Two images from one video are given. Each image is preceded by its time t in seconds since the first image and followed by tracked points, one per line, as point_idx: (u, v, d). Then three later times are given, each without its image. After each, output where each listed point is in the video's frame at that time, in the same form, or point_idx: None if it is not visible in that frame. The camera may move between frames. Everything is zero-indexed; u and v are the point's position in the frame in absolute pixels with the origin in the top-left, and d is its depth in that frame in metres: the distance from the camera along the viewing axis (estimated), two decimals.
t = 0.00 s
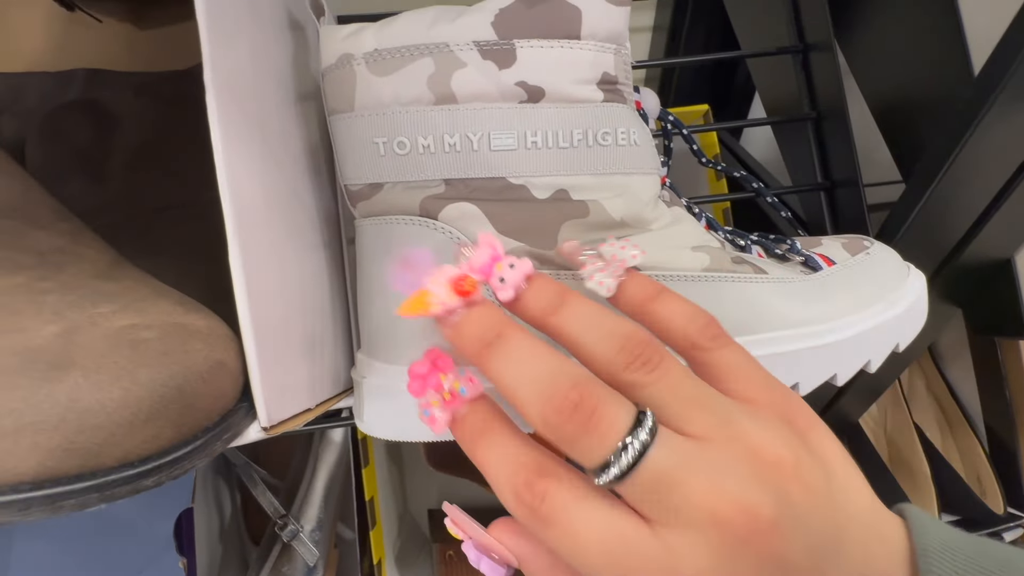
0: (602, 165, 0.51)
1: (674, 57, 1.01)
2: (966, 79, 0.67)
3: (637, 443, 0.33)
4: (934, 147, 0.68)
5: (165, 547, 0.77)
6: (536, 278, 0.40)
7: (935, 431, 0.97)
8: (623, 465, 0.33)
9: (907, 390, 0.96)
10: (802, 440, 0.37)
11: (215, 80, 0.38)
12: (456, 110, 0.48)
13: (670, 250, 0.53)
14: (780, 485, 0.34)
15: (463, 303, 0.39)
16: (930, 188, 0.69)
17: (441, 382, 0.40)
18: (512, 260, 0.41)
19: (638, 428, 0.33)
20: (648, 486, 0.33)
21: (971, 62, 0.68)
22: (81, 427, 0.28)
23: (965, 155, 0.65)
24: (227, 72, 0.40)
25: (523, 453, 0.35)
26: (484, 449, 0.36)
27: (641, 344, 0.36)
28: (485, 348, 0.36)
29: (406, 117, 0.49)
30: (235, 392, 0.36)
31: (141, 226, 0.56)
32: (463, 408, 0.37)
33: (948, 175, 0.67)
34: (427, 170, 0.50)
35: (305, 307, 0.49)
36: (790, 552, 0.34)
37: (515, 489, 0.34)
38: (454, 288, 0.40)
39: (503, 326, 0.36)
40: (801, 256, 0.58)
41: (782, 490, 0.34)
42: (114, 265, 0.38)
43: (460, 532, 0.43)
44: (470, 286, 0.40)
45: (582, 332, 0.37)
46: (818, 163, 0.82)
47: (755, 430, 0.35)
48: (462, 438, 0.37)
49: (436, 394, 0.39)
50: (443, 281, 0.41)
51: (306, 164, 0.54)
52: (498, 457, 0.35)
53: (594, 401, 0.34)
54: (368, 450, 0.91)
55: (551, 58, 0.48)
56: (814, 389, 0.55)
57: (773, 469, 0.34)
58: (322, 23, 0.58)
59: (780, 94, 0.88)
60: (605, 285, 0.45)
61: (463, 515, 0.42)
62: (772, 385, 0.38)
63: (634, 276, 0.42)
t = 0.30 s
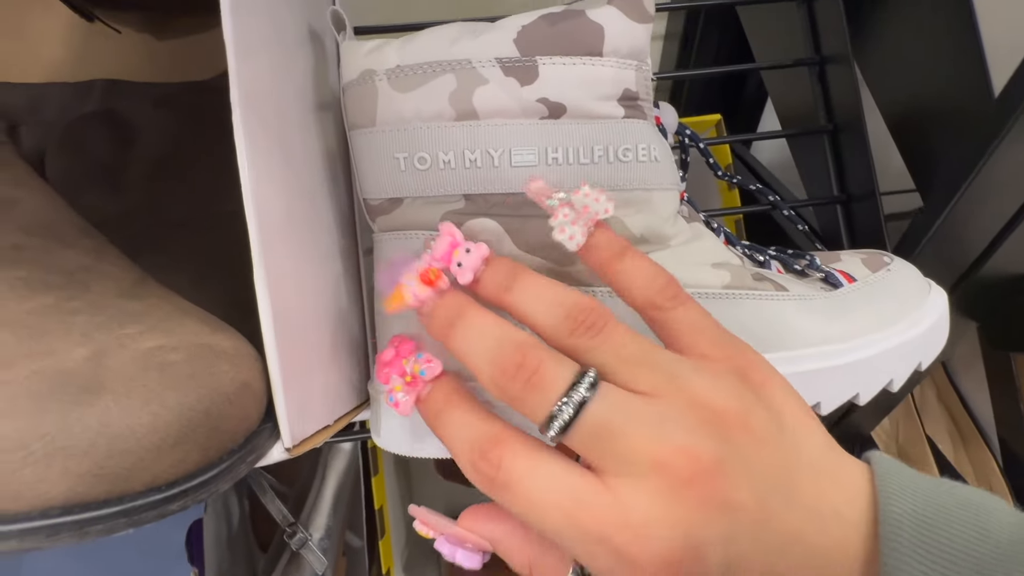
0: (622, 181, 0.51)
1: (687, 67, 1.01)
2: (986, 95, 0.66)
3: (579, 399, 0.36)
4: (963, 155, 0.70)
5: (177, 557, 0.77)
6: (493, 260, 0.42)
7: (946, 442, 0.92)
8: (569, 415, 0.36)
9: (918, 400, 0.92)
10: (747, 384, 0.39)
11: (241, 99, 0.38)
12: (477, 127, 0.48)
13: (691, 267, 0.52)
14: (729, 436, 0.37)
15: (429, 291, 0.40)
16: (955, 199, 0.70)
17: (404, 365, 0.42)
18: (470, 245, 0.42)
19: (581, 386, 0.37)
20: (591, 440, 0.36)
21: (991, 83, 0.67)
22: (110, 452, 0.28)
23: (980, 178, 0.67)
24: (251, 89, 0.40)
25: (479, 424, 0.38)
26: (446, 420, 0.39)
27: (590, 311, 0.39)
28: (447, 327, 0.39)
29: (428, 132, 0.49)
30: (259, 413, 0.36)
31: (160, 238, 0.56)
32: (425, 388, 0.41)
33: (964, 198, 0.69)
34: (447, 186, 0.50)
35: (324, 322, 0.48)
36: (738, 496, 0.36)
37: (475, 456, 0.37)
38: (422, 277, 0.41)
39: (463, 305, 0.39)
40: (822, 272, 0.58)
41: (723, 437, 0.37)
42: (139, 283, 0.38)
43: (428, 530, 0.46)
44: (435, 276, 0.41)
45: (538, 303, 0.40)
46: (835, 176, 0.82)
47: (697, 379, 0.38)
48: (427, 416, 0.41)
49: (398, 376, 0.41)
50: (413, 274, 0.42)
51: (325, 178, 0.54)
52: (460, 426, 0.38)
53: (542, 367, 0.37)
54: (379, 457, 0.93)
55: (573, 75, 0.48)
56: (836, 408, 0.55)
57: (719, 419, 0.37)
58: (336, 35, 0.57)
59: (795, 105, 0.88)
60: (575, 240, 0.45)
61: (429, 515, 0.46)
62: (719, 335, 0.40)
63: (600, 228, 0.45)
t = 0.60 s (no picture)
0: (626, 195, 0.49)
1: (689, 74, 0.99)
2: (998, 110, 0.66)
3: (605, 430, 0.34)
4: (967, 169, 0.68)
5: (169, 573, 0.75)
6: (503, 287, 0.41)
7: (949, 451, 0.87)
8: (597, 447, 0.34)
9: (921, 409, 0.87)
10: (766, 395, 0.36)
11: (232, 111, 0.37)
12: (477, 138, 0.47)
13: (697, 282, 0.51)
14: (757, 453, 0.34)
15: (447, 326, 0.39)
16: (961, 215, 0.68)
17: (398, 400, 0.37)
18: (478, 274, 0.41)
19: (604, 416, 0.34)
20: (627, 474, 0.33)
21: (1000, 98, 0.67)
22: (90, 487, 0.27)
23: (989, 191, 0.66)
24: (243, 101, 0.38)
25: (495, 466, 0.34)
26: (456, 462, 0.34)
27: (607, 335, 0.37)
28: (466, 362, 0.37)
29: (426, 144, 0.47)
30: (249, 440, 0.34)
31: (151, 250, 0.54)
32: (425, 423, 0.36)
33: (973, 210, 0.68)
34: (445, 199, 0.49)
35: (318, 339, 0.47)
36: (775, 521, 0.34)
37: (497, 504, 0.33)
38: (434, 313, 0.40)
39: (482, 339, 0.37)
40: (829, 286, 0.57)
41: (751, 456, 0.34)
42: (125, 303, 0.37)
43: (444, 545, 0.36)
44: (449, 311, 0.40)
45: (551, 329, 0.38)
46: (839, 185, 0.80)
47: (719, 398, 0.35)
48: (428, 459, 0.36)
49: (394, 413, 0.37)
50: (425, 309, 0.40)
51: (320, 189, 0.53)
52: (470, 465, 0.34)
53: (563, 398, 0.35)
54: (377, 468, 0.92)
55: (576, 86, 0.46)
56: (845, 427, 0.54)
57: (749, 439, 0.34)
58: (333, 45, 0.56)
59: (798, 112, 0.86)
60: (570, 270, 0.43)
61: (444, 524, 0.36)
62: (739, 349, 0.38)
63: (596, 254, 0.43)
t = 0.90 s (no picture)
0: (609, 201, 0.47)
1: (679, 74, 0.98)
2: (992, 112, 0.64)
3: (653, 487, 0.32)
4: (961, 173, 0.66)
5: None
6: (519, 311, 0.39)
7: (941, 453, 0.85)
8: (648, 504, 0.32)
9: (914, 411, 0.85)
10: (789, 425, 0.36)
11: (186, 115, 0.34)
12: (452, 143, 0.45)
13: (683, 291, 0.49)
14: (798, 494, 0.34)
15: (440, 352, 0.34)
16: (953, 218, 0.67)
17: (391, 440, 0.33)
18: (494, 296, 0.39)
19: (653, 473, 0.33)
20: (673, 532, 0.33)
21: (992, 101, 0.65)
22: (17, 527, 0.25)
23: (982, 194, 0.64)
24: (200, 104, 0.36)
25: (520, 521, 0.33)
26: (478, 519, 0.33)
27: (640, 372, 0.36)
28: (474, 405, 0.34)
29: (400, 149, 0.45)
30: (203, 468, 0.32)
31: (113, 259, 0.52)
32: (429, 467, 0.33)
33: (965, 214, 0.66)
34: (421, 206, 0.47)
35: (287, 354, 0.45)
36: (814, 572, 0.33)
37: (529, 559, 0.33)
38: (427, 339, 0.34)
39: (491, 376, 0.34)
40: (819, 294, 0.55)
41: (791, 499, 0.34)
42: (73, 320, 0.35)
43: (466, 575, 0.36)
44: (444, 337, 0.34)
45: (571, 362, 0.37)
46: (831, 188, 0.79)
47: (755, 442, 0.35)
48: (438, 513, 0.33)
49: (390, 455, 0.33)
50: (413, 334, 0.34)
51: (291, 195, 0.51)
52: (488, 520, 0.33)
53: (601, 450, 0.33)
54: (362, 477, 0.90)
55: (556, 88, 0.44)
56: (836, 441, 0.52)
57: (780, 480, 0.34)
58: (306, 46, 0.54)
59: (789, 114, 0.85)
60: (582, 306, 0.41)
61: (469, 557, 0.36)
62: (760, 379, 0.38)
63: (608, 287, 0.42)
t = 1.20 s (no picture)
0: (588, 199, 0.46)
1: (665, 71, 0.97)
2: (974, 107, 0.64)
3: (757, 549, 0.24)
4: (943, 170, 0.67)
5: None
6: (613, 312, 0.24)
7: (930, 449, 0.85)
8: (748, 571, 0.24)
9: (903, 407, 0.85)
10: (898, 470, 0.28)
11: (142, 111, 0.32)
12: (427, 141, 0.43)
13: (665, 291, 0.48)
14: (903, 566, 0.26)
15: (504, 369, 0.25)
16: (937, 216, 0.67)
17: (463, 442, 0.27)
18: (581, 290, 0.26)
19: (755, 515, 0.24)
20: None
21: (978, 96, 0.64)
22: None
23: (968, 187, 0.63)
24: (159, 101, 0.34)
25: None
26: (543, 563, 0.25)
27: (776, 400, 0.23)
28: (545, 436, 0.23)
29: (372, 147, 0.44)
30: (162, 481, 0.31)
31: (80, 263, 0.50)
32: (491, 470, 0.26)
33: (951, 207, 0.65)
34: (395, 206, 0.45)
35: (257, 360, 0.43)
36: None
37: None
38: (492, 354, 0.26)
39: (562, 399, 0.23)
40: (804, 291, 0.55)
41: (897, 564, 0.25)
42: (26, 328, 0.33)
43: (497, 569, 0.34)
44: (511, 354, 0.25)
45: (690, 389, 0.23)
46: (816, 184, 0.78)
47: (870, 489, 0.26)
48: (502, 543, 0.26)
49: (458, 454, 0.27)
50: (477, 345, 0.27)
51: (263, 194, 0.49)
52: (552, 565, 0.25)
53: (699, 499, 0.23)
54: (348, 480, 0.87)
55: (532, 83, 0.43)
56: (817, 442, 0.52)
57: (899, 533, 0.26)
58: (278, 43, 0.52)
59: (774, 110, 0.84)
60: (672, 307, 0.30)
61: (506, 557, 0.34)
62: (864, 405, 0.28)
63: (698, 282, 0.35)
